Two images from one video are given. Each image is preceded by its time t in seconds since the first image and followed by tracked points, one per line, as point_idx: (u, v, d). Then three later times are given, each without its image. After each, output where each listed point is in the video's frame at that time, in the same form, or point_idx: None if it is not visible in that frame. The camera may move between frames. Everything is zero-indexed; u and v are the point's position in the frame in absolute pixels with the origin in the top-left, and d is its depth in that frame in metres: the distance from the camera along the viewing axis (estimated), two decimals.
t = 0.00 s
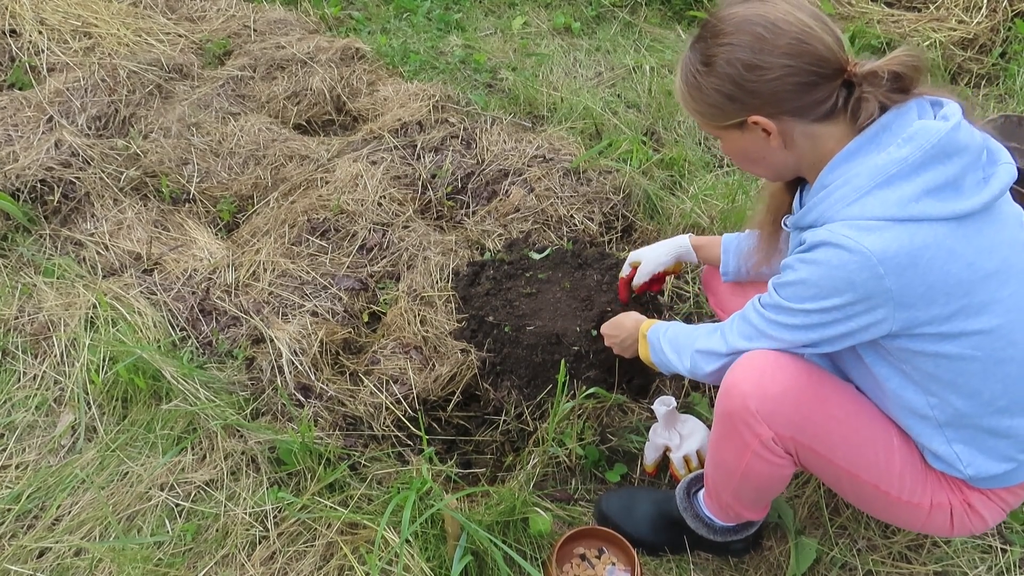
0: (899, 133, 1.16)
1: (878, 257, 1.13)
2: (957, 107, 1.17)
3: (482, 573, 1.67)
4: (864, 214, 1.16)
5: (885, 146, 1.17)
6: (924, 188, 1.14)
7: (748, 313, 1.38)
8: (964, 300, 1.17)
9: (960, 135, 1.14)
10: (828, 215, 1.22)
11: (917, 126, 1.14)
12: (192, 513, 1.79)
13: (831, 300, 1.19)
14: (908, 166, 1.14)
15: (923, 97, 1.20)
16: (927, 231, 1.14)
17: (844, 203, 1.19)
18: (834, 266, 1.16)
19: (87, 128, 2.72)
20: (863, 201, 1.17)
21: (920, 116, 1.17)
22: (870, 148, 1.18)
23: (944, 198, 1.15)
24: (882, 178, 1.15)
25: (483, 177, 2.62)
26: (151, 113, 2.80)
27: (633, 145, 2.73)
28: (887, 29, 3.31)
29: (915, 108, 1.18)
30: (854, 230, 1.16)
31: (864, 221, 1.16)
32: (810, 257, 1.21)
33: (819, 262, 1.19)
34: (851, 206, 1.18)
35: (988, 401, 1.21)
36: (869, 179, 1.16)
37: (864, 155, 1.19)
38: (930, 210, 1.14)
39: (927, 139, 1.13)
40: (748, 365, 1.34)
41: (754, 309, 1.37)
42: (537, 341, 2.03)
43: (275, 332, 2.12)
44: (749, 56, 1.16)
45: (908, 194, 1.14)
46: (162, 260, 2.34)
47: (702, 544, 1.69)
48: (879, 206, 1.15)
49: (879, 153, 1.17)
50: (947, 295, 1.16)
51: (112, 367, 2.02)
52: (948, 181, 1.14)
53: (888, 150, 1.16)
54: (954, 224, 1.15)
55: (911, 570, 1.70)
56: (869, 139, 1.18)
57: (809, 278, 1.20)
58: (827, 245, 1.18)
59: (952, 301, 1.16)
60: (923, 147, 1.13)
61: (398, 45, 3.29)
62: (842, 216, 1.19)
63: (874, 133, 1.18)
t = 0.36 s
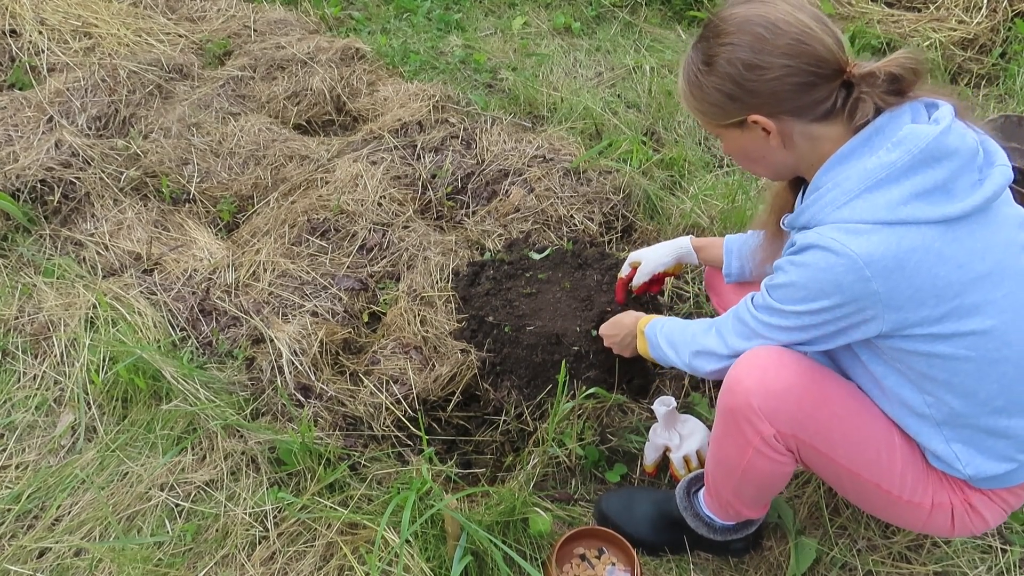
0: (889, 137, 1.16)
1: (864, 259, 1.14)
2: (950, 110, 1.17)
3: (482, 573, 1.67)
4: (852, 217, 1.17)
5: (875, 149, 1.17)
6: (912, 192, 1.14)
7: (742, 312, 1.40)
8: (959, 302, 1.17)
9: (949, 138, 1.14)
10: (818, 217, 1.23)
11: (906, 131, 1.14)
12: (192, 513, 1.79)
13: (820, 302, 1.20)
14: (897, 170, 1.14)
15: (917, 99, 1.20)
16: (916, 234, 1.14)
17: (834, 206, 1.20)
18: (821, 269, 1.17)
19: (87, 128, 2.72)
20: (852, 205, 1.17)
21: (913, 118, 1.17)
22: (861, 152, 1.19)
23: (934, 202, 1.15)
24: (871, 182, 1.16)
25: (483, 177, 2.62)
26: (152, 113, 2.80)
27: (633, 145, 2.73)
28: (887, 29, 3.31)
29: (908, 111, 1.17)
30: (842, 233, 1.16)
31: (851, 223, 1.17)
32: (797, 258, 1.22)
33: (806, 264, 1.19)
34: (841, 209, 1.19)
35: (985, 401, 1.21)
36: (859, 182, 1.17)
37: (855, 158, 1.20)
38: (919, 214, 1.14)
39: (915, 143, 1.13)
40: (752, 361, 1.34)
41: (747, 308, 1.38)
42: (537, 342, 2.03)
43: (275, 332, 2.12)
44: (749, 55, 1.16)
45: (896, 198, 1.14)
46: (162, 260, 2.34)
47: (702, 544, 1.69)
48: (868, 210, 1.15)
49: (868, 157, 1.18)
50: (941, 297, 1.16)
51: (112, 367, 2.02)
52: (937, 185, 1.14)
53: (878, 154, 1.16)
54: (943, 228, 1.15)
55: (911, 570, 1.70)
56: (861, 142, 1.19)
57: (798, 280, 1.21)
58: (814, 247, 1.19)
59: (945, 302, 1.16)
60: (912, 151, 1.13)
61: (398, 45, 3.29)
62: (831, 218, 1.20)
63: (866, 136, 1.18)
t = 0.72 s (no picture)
0: (923, 110, 1.15)
1: (896, 227, 1.11)
2: (978, 92, 1.17)
3: (482, 573, 1.67)
4: (884, 183, 1.13)
5: (905, 125, 1.16)
6: (945, 165, 1.13)
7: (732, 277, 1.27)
8: (975, 286, 1.16)
9: (981, 115, 1.14)
10: (845, 186, 1.19)
11: (942, 104, 1.14)
12: (192, 513, 1.79)
13: (846, 261, 1.13)
14: (931, 143, 1.13)
15: (938, 83, 1.20)
16: (944, 209, 1.12)
17: (864, 175, 1.16)
18: (857, 226, 1.12)
19: (87, 128, 2.72)
20: (883, 173, 1.14)
21: (937, 97, 1.17)
22: (888, 129, 1.17)
23: (961, 179, 1.14)
24: (904, 152, 1.13)
25: (483, 178, 2.62)
26: (152, 113, 2.80)
27: (633, 145, 2.73)
28: (887, 29, 3.31)
29: (932, 90, 1.17)
30: (877, 198, 1.12)
31: (884, 189, 1.13)
32: (831, 214, 1.16)
33: (841, 222, 1.14)
34: (871, 177, 1.15)
35: (990, 392, 1.21)
36: (891, 152, 1.14)
37: (882, 134, 1.18)
38: (949, 188, 1.12)
39: (952, 117, 1.12)
40: (753, 370, 1.36)
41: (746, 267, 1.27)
42: (537, 342, 2.03)
43: (275, 332, 2.13)
44: (749, 52, 1.16)
45: (930, 169, 1.12)
46: (162, 260, 2.34)
47: (702, 544, 1.69)
48: (901, 178, 1.12)
49: (901, 129, 1.16)
50: (954, 283, 1.15)
51: (112, 367, 2.02)
52: (966, 163, 1.14)
53: (911, 126, 1.15)
54: (968, 207, 1.15)
55: (911, 570, 1.70)
56: (889, 119, 1.17)
57: (829, 233, 1.14)
58: (852, 204, 1.14)
59: (956, 289, 1.16)
60: (948, 124, 1.12)
61: (398, 45, 3.29)
62: (860, 185, 1.16)
63: (892, 114, 1.17)
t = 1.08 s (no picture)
0: (927, 97, 1.15)
1: (921, 211, 1.07)
2: (977, 80, 1.18)
3: (482, 573, 1.67)
4: (894, 170, 1.11)
5: (908, 113, 1.16)
6: (951, 151, 1.12)
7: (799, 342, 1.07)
8: (980, 274, 1.14)
9: (984, 103, 1.15)
10: (852, 175, 1.16)
11: (946, 91, 1.14)
12: (192, 513, 1.79)
13: (904, 256, 1.04)
14: (938, 129, 1.13)
15: (935, 72, 1.20)
16: (952, 195, 1.11)
17: (871, 161, 1.14)
18: (896, 220, 1.05)
19: (87, 128, 2.72)
20: (892, 159, 1.12)
21: (937, 86, 1.18)
22: (890, 117, 1.16)
23: (966, 166, 1.14)
24: (911, 138, 1.12)
25: (483, 178, 2.62)
26: (152, 113, 2.80)
27: (633, 145, 2.73)
28: (887, 29, 3.31)
29: (931, 78, 1.18)
30: (889, 184, 1.09)
31: (893, 176, 1.10)
32: (852, 224, 1.07)
33: (869, 223, 1.05)
34: (878, 163, 1.13)
35: (991, 383, 1.20)
36: (898, 139, 1.13)
37: (884, 122, 1.17)
38: (956, 173, 1.11)
39: (957, 102, 1.13)
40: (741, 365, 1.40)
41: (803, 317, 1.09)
42: (537, 341, 2.03)
43: (275, 332, 2.13)
44: (744, 43, 1.16)
45: (937, 155, 1.11)
46: (162, 260, 2.34)
47: (702, 544, 1.69)
48: (909, 163, 1.11)
49: (905, 117, 1.15)
50: (963, 271, 1.12)
51: (112, 367, 2.02)
52: (970, 149, 1.14)
53: (916, 113, 1.14)
54: (974, 193, 1.14)
55: (911, 570, 1.70)
56: (891, 107, 1.16)
57: (869, 237, 1.04)
58: (872, 198, 1.07)
59: (962, 278, 1.13)
60: (953, 110, 1.13)
61: (398, 45, 3.29)
62: (869, 173, 1.13)
63: (893, 102, 1.16)
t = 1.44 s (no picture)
0: (918, 100, 1.16)
1: (923, 216, 1.08)
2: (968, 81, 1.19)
3: (482, 573, 1.67)
4: (892, 177, 1.12)
5: (901, 117, 1.16)
6: (946, 153, 1.13)
7: (841, 376, 1.11)
8: (982, 273, 1.14)
9: (976, 103, 1.16)
10: (850, 183, 1.16)
11: (937, 94, 1.15)
12: (192, 513, 1.79)
13: (918, 269, 1.07)
14: (931, 132, 1.13)
15: (925, 75, 1.21)
16: (951, 197, 1.11)
17: (867, 168, 1.15)
18: (904, 236, 1.06)
19: (87, 128, 2.72)
20: (888, 165, 1.13)
21: (927, 88, 1.18)
22: (883, 121, 1.17)
23: (962, 166, 1.14)
24: (906, 143, 1.13)
25: (483, 177, 2.62)
26: (151, 113, 2.80)
27: (633, 145, 2.73)
28: (887, 29, 3.31)
29: (920, 81, 1.18)
30: (888, 193, 1.10)
31: (892, 183, 1.11)
32: (859, 250, 1.08)
33: (879, 244, 1.07)
34: (875, 170, 1.14)
35: (992, 382, 1.20)
36: (893, 144, 1.13)
37: (878, 127, 1.17)
38: (953, 175, 1.12)
39: (949, 104, 1.14)
40: (739, 360, 1.40)
41: (835, 348, 1.13)
42: (537, 341, 2.03)
43: (275, 332, 2.12)
44: (736, 49, 1.16)
45: (932, 158, 1.12)
46: (162, 260, 2.34)
47: (702, 544, 1.69)
48: (906, 169, 1.11)
49: (898, 121, 1.16)
50: (963, 271, 1.13)
51: (112, 367, 2.02)
52: (965, 149, 1.15)
53: (909, 116, 1.15)
54: (971, 193, 1.14)
55: (911, 570, 1.70)
56: (884, 111, 1.17)
57: (881, 261, 1.06)
58: (874, 214, 1.08)
59: (964, 278, 1.13)
60: (945, 112, 1.13)
61: (398, 45, 3.29)
62: (866, 180, 1.14)
63: (885, 106, 1.17)
